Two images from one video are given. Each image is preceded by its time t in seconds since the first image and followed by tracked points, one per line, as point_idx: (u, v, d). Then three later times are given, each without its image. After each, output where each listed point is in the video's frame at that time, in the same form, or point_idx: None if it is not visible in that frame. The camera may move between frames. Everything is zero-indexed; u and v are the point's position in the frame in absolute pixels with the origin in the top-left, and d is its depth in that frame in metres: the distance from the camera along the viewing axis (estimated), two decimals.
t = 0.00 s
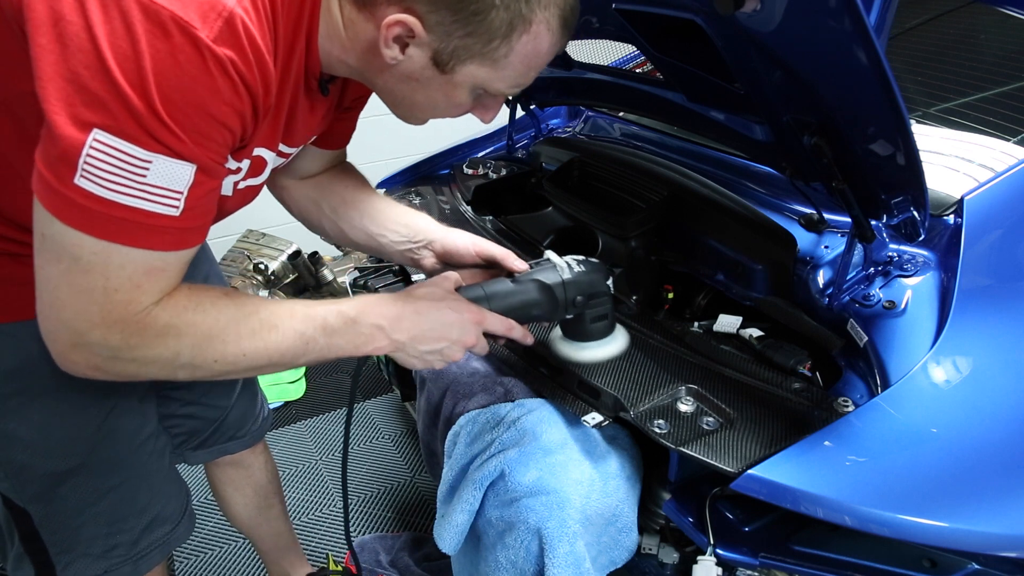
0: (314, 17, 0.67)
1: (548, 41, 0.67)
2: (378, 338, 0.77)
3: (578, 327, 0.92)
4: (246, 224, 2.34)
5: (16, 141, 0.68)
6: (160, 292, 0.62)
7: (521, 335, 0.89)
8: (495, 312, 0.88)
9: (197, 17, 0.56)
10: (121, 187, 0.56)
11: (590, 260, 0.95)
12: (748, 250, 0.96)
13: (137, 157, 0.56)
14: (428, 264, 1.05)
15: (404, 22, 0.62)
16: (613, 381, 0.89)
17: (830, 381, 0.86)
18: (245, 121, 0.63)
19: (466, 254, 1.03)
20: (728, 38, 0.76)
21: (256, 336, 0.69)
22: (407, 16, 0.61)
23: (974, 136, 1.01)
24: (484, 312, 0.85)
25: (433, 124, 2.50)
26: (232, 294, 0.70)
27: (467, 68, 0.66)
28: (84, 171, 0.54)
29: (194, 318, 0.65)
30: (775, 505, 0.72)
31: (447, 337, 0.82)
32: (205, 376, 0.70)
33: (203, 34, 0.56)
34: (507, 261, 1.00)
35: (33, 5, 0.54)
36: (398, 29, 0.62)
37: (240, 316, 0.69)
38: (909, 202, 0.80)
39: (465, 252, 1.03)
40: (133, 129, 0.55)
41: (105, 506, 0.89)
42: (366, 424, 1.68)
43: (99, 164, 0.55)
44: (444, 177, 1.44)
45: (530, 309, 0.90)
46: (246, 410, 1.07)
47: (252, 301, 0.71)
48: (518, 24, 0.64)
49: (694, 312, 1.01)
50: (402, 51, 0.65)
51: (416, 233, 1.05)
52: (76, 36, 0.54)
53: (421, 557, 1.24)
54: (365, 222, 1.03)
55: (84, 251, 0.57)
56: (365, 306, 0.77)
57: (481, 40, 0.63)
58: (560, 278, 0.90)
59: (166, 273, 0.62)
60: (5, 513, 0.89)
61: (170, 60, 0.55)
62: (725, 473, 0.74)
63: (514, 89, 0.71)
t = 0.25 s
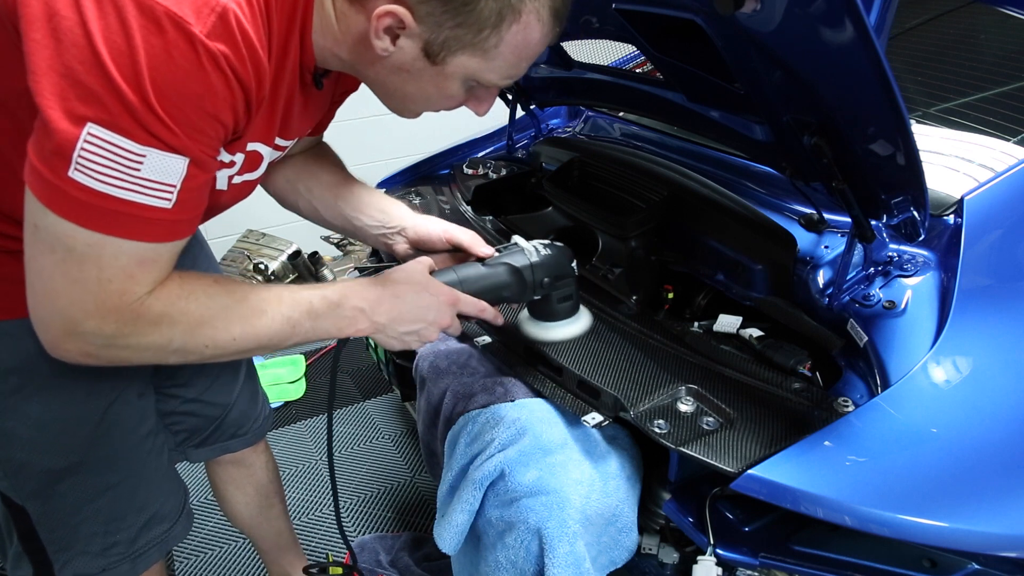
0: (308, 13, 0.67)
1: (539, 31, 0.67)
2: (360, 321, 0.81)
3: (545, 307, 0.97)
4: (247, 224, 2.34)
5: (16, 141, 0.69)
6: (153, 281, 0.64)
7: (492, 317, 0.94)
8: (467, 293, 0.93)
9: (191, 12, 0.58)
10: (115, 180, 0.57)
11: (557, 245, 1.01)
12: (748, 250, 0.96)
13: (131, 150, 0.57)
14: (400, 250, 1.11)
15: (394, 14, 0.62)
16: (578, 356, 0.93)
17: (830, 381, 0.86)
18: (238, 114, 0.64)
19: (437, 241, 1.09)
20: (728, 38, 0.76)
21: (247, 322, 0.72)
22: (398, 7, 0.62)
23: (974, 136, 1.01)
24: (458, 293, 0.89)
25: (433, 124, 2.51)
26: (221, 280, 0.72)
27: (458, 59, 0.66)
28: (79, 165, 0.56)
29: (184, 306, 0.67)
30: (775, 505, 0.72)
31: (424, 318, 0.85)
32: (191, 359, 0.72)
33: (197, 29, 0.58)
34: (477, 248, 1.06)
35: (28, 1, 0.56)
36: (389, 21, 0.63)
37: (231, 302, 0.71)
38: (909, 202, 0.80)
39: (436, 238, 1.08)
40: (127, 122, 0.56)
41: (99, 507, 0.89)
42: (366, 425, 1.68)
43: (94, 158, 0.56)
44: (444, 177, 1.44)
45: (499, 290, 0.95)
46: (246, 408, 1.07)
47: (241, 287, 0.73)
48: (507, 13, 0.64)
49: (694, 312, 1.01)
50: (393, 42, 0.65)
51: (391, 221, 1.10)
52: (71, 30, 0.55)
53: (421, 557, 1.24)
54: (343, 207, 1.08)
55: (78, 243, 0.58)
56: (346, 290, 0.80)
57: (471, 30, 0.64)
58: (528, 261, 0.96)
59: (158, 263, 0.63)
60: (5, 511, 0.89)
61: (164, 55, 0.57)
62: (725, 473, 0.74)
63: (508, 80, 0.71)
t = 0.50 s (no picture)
0: (295, 8, 0.70)
1: (524, 20, 0.67)
2: (343, 306, 0.84)
3: (526, 297, 1.00)
4: (247, 224, 2.34)
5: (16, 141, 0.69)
6: (144, 266, 0.66)
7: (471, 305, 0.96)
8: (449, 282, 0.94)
9: (176, 6, 0.60)
10: (105, 168, 0.60)
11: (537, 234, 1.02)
12: (748, 250, 0.96)
13: (119, 139, 0.59)
14: (382, 240, 1.11)
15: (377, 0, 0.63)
16: (558, 343, 0.97)
17: (830, 381, 0.86)
18: (224, 104, 0.67)
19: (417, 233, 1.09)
20: (728, 38, 0.76)
21: (234, 304, 0.75)
22: None
23: (974, 136, 1.01)
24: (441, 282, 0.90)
25: (434, 124, 2.51)
26: (211, 265, 0.75)
27: (443, 47, 0.67)
28: (70, 153, 0.58)
29: (174, 289, 0.70)
30: (775, 505, 0.72)
31: (405, 305, 0.87)
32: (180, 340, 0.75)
33: (182, 22, 0.60)
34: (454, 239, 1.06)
35: None
36: (373, 8, 0.64)
37: (220, 287, 0.74)
38: (909, 202, 0.80)
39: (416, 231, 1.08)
40: (116, 112, 0.59)
41: (102, 498, 0.89)
42: (366, 424, 1.69)
43: (84, 146, 0.58)
44: (444, 177, 1.44)
45: (480, 280, 0.97)
46: (261, 402, 1.08)
47: (230, 272, 0.76)
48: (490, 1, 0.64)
49: (693, 312, 1.01)
50: (378, 30, 0.66)
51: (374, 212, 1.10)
52: (61, 23, 0.57)
53: (421, 557, 1.24)
54: (328, 196, 1.10)
55: (69, 227, 0.61)
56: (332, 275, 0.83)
57: (454, 18, 0.64)
58: (508, 250, 0.98)
59: (149, 249, 0.66)
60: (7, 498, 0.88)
61: (150, 47, 0.59)
62: (725, 473, 0.74)
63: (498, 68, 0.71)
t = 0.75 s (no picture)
0: None
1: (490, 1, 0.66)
2: (327, 299, 0.84)
3: (518, 299, 1.00)
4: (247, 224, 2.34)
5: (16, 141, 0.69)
6: (127, 243, 0.68)
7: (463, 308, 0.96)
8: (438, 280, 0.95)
9: None
10: (82, 146, 0.61)
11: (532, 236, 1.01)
12: (748, 250, 0.96)
13: (93, 118, 0.61)
14: (377, 232, 1.12)
15: None
16: (558, 342, 0.97)
17: (830, 381, 0.86)
18: (200, 87, 0.68)
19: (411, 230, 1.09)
20: (728, 37, 0.76)
21: (216, 288, 0.75)
22: None
23: (974, 136, 1.01)
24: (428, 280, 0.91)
25: (434, 124, 2.51)
26: (197, 250, 0.76)
27: (407, 25, 0.67)
28: (48, 131, 0.60)
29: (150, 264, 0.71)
30: (775, 505, 0.72)
31: (391, 301, 0.88)
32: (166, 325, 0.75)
33: (150, 5, 0.61)
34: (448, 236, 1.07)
35: None
36: None
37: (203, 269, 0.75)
38: (909, 202, 0.80)
39: (408, 226, 1.08)
40: (89, 92, 0.60)
41: (117, 474, 0.89)
42: (366, 424, 1.69)
43: (61, 125, 0.60)
44: (444, 177, 1.44)
45: (471, 280, 0.97)
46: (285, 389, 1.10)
47: (215, 258, 0.77)
48: None
49: (694, 313, 1.01)
50: (347, 4, 0.67)
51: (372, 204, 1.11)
52: (40, 7, 0.60)
53: (421, 558, 1.24)
54: (329, 185, 1.10)
55: (52, 202, 0.62)
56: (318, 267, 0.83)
57: None
58: (500, 252, 0.98)
59: (131, 226, 0.67)
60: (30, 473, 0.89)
61: (119, 29, 0.60)
62: (725, 473, 0.74)
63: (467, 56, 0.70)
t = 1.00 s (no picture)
0: None
1: None
2: (321, 295, 0.84)
3: (517, 300, 0.99)
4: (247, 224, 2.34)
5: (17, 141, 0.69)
6: (118, 228, 0.70)
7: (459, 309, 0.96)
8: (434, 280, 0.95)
9: None
10: (62, 132, 0.63)
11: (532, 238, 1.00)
12: (748, 250, 0.96)
13: (70, 103, 0.62)
14: (380, 225, 1.12)
15: None
16: (558, 343, 0.97)
17: (830, 381, 0.86)
18: (175, 70, 0.67)
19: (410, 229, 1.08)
20: (727, 37, 0.77)
21: (208, 277, 0.77)
22: None
23: (974, 136, 1.01)
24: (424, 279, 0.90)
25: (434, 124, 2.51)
26: (191, 239, 0.78)
27: None
28: (29, 117, 0.62)
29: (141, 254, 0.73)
30: (775, 505, 0.72)
31: (385, 300, 0.87)
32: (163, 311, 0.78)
33: None
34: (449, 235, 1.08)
35: None
36: None
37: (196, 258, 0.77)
38: (909, 202, 0.80)
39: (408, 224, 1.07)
40: (62, 77, 0.61)
41: (122, 459, 0.90)
42: (366, 424, 1.69)
43: (41, 111, 0.62)
44: (444, 177, 1.44)
45: (468, 280, 0.97)
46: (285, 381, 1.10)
47: (208, 247, 0.78)
48: None
49: (693, 313, 1.01)
50: None
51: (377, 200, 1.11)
52: None
53: (421, 558, 1.24)
54: (335, 179, 1.11)
55: (43, 186, 0.65)
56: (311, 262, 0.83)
57: None
58: (498, 253, 0.97)
59: (120, 210, 0.69)
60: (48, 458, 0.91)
61: (85, 13, 0.61)
62: (725, 473, 0.74)
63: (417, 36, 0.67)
